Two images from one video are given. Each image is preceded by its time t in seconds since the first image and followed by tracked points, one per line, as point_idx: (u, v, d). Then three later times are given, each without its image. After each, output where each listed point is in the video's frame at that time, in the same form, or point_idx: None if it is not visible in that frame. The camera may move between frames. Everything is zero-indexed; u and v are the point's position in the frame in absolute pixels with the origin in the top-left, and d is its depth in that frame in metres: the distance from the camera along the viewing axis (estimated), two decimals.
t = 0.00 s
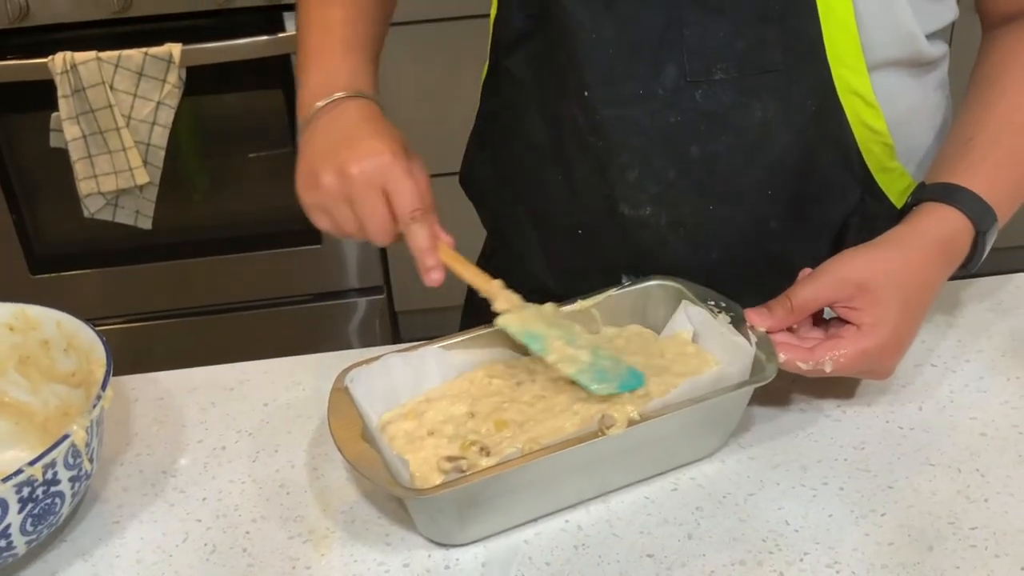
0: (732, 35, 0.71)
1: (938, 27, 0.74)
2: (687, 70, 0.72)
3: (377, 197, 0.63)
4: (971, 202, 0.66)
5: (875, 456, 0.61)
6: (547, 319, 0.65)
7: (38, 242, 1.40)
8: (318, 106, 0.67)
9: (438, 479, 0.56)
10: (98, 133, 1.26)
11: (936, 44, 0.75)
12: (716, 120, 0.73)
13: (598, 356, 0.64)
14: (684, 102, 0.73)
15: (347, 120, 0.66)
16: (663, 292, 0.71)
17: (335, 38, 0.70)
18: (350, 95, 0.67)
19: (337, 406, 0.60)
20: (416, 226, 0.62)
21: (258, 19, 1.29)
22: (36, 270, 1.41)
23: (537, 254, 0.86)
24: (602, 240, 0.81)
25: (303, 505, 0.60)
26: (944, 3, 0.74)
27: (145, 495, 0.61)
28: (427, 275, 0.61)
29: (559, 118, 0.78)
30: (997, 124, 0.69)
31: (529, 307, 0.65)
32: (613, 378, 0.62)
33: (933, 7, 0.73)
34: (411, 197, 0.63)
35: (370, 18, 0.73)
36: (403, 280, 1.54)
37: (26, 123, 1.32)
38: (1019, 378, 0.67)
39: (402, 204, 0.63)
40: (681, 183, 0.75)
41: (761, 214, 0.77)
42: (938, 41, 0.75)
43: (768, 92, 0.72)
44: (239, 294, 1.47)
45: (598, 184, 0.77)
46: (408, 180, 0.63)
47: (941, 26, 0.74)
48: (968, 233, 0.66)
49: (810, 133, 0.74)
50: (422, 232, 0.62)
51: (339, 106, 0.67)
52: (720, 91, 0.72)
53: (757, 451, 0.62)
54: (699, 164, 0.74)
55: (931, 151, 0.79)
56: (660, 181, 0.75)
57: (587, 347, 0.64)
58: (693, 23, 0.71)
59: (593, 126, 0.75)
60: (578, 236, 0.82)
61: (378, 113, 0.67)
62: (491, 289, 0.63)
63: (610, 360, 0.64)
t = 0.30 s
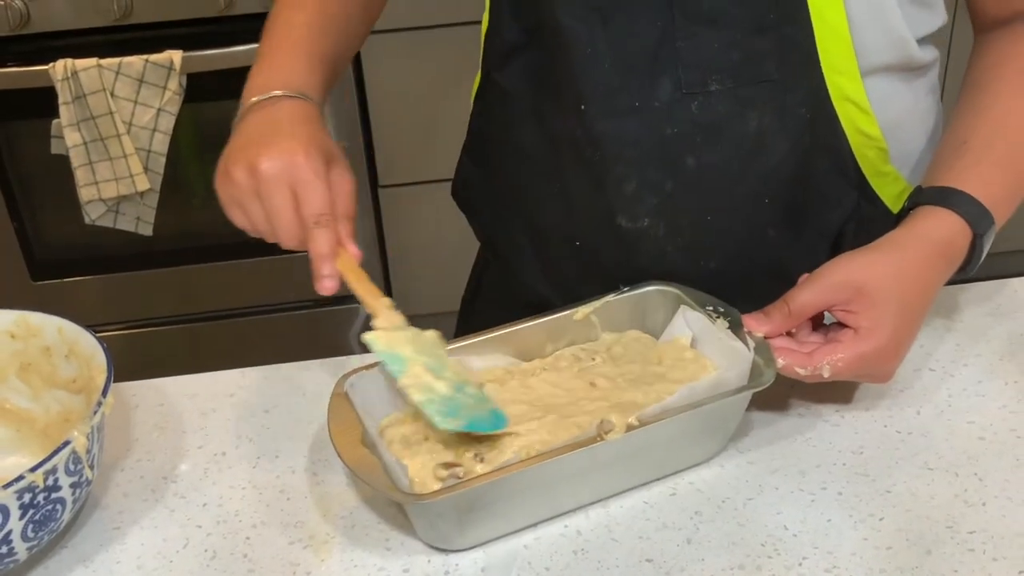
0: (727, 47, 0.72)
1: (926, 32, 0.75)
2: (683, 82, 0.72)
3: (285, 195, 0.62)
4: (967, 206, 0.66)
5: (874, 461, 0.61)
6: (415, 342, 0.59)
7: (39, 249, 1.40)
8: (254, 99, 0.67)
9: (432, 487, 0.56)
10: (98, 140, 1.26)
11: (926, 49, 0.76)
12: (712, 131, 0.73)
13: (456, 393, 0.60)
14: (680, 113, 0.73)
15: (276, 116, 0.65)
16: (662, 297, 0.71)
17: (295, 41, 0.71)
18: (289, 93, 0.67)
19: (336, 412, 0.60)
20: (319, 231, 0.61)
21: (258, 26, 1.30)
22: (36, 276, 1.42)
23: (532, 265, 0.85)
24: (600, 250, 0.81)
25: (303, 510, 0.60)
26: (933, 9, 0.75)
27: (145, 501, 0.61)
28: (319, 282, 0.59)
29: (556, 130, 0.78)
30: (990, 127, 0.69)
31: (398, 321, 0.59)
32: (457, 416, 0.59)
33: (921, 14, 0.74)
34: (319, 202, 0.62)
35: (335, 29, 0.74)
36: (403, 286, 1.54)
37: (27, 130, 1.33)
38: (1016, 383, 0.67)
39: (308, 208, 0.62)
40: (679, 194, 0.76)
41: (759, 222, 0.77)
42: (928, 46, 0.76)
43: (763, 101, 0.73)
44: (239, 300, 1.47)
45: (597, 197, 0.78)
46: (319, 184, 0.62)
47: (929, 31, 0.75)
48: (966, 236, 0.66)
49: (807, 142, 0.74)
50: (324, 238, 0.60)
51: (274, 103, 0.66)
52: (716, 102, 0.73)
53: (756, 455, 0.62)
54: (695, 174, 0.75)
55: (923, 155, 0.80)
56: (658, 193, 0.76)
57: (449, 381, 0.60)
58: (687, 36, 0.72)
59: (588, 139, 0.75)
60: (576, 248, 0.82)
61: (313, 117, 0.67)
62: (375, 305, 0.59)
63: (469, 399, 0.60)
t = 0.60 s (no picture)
0: (722, 53, 0.72)
1: (918, 36, 0.75)
2: (677, 88, 0.73)
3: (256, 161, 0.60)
4: (963, 208, 0.66)
5: (873, 464, 0.61)
6: (351, 290, 0.55)
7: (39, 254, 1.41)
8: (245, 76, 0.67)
9: (434, 490, 0.57)
10: (99, 145, 1.27)
11: (920, 54, 0.76)
12: (707, 137, 0.74)
13: (376, 341, 0.56)
14: (677, 119, 0.73)
15: (260, 89, 0.65)
16: (661, 300, 0.71)
17: (293, 29, 0.71)
18: (280, 69, 0.67)
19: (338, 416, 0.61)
20: (288, 194, 0.58)
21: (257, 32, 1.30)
22: (37, 282, 1.42)
23: (532, 269, 0.86)
24: (598, 255, 0.81)
25: (303, 515, 0.60)
26: (926, 14, 0.75)
27: (146, 506, 0.61)
28: (285, 245, 0.56)
29: (553, 135, 0.78)
30: (985, 131, 0.69)
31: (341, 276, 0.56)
32: (364, 365, 0.56)
33: (914, 19, 0.74)
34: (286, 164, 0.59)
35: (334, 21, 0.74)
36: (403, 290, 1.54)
37: (28, 136, 1.33)
38: (1014, 386, 0.67)
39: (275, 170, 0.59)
40: (676, 200, 0.76)
41: (756, 226, 0.78)
42: (921, 50, 0.76)
43: (758, 107, 0.73)
44: (239, 305, 1.47)
45: (594, 203, 0.78)
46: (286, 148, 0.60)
47: (921, 35, 0.75)
48: (962, 239, 0.67)
49: (801, 145, 0.75)
50: (293, 201, 0.58)
51: (263, 79, 0.66)
52: (710, 108, 0.73)
53: (756, 459, 0.63)
54: (691, 181, 0.75)
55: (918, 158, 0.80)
56: (654, 199, 0.76)
57: (374, 327, 0.56)
58: (682, 42, 0.72)
59: (586, 145, 0.75)
60: (575, 253, 0.82)
61: (299, 90, 0.66)
62: (329, 262, 0.56)
63: (388, 346, 0.56)
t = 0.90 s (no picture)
0: (721, 55, 0.72)
1: (920, 40, 0.76)
2: (677, 90, 0.73)
3: (358, 214, 0.63)
4: (964, 216, 0.67)
5: (872, 468, 0.61)
6: (518, 347, 0.64)
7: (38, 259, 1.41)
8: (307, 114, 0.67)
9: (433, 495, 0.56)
10: (99, 149, 1.27)
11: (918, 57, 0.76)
12: (707, 139, 0.74)
13: (568, 394, 0.62)
14: (676, 121, 0.73)
15: (326, 133, 0.65)
16: (661, 304, 0.71)
17: (328, 56, 0.70)
18: (337, 105, 0.67)
19: (337, 420, 0.61)
20: (400, 245, 0.62)
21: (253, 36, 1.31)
22: (37, 286, 1.42)
23: (531, 272, 0.86)
24: (598, 259, 0.81)
25: (303, 519, 0.60)
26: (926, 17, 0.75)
27: (146, 511, 0.61)
28: (410, 294, 0.60)
29: (552, 138, 0.78)
30: (983, 136, 0.69)
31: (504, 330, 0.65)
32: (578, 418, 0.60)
33: (912, 22, 0.75)
34: (392, 210, 0.62)
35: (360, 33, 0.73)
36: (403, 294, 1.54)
37: (27, 140, 1.33)
38: (1014, 390, 0.67)
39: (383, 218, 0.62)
40: (676, 202, 0.76)
41: (756, 229, 0.78)
42: (920, 54, 0.76)
43: (757, 109, 0.73)
44: (238, 309, 1.47)
45: (593, 205, 0.78)
46: (388, 192, 0.63)
47: (922, 38, 0.75)
48: (962, 244, 0.67)
49: (800, 148, 0.74)
50: (406, 252, 0.62)
51: (323, 120, 0.66)
52: (709, 110, 0.73)
53: (756, 463, 0.63)
54: (690, 182, 0.75)
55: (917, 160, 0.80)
56: (653, 201, 0.76)
57: (563, 380, 0.64)
58: (682, 44, 0.72)
59: (586, 146, 0.75)
60: (574, 255, 0.82)
61: (363, 123, 0.67)
62: (471, 312, 0.62)
63: (584, 398, 0.62)
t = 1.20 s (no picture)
0: (724, 60, 0.72)
1: (922, 47, 0.76)
2: (680, 94, 0.73)
3: (275, 223, 0.64)
4: (963, 221, 0.67)
5: (870, 472, 0.62)
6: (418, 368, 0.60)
7: (38, 262, 1.41)
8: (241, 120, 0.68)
9: (427, 501, 0.56)
10: (98, 153, 1.27)
11: (919, 64, 0.77)
12: (710, 144, 0.74)
13: (462, 418, 0.60)
14: (679, 125, 0.73)
15: (258, 139, 0.66)
16: (659, 308, 0.71)
17: (281, 61, 0.71)
18: (275, 111, 0.68)
19: (336, 424, 0.61)
20: (316, 258, 0.63)
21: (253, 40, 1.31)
22: (36, 290, 1.42)
23: (531, 275, 0.86)
24: (596, 264, 0.81)
25: (302, 523, 0.60)
26: (927, 23, 0.76)
27: (146, 515, 0.61)
28: (323, 308, 0.61)
29: (553, 142, 0.79)
30: (981, 143, 0.69)
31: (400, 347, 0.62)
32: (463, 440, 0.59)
33: (914, 29, 0.75)
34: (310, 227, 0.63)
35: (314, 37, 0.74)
36: (402, 298, 1.54)
37: (27, 144, 1.33)
38: (1012, 394, 0.67)
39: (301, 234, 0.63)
40: (676, 206, 0.76)
41: (755, 233, 0.78)
42: (921, 60, 0.77)
43: (759, 113, 0.73)
44: (238, 313, 1.47)
45: (594, 208, 0.78)
46: (307, 210, 0.64)
47: (925, 46, 0.76)
48: (961, 249, 0.67)
49: (802, 153, 0.75)
50: (320, 265, 0.62)
51: (260, 124, 0.67)
52: (713, 114, 0.73)
53: (754, 467, 0.63)
54: (692, 185, 0.75)
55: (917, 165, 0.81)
56: (654, 204, 0.76)
57: (457, 404, 0.60)
58: (685, 48, 0.72)
59: (587, 150, 0.76)
60: (574, 258, 0.82)
61: (298, 133, 0.68)
62: (378, 331, 0.62)
63: (475, 422, 0.60)
